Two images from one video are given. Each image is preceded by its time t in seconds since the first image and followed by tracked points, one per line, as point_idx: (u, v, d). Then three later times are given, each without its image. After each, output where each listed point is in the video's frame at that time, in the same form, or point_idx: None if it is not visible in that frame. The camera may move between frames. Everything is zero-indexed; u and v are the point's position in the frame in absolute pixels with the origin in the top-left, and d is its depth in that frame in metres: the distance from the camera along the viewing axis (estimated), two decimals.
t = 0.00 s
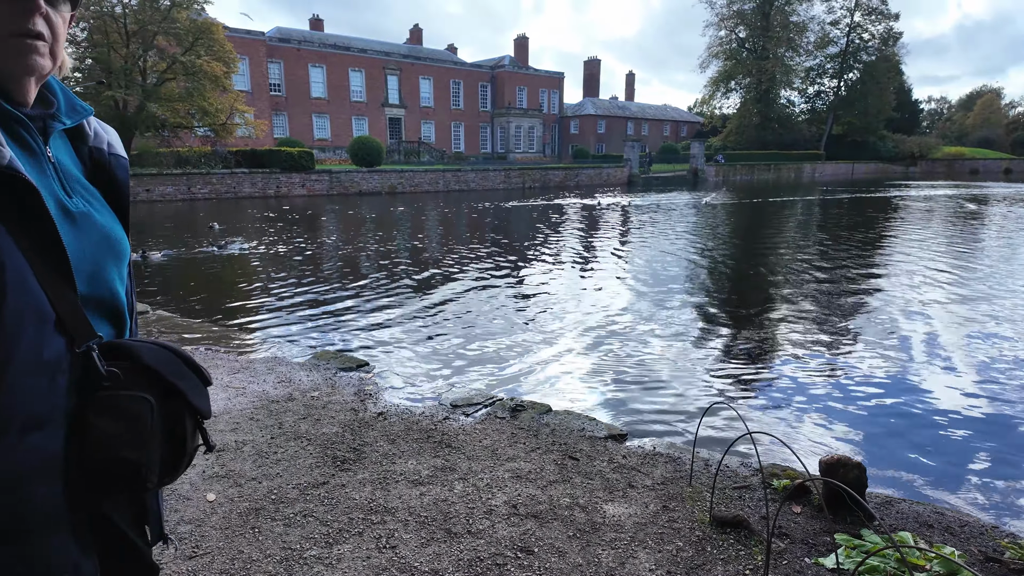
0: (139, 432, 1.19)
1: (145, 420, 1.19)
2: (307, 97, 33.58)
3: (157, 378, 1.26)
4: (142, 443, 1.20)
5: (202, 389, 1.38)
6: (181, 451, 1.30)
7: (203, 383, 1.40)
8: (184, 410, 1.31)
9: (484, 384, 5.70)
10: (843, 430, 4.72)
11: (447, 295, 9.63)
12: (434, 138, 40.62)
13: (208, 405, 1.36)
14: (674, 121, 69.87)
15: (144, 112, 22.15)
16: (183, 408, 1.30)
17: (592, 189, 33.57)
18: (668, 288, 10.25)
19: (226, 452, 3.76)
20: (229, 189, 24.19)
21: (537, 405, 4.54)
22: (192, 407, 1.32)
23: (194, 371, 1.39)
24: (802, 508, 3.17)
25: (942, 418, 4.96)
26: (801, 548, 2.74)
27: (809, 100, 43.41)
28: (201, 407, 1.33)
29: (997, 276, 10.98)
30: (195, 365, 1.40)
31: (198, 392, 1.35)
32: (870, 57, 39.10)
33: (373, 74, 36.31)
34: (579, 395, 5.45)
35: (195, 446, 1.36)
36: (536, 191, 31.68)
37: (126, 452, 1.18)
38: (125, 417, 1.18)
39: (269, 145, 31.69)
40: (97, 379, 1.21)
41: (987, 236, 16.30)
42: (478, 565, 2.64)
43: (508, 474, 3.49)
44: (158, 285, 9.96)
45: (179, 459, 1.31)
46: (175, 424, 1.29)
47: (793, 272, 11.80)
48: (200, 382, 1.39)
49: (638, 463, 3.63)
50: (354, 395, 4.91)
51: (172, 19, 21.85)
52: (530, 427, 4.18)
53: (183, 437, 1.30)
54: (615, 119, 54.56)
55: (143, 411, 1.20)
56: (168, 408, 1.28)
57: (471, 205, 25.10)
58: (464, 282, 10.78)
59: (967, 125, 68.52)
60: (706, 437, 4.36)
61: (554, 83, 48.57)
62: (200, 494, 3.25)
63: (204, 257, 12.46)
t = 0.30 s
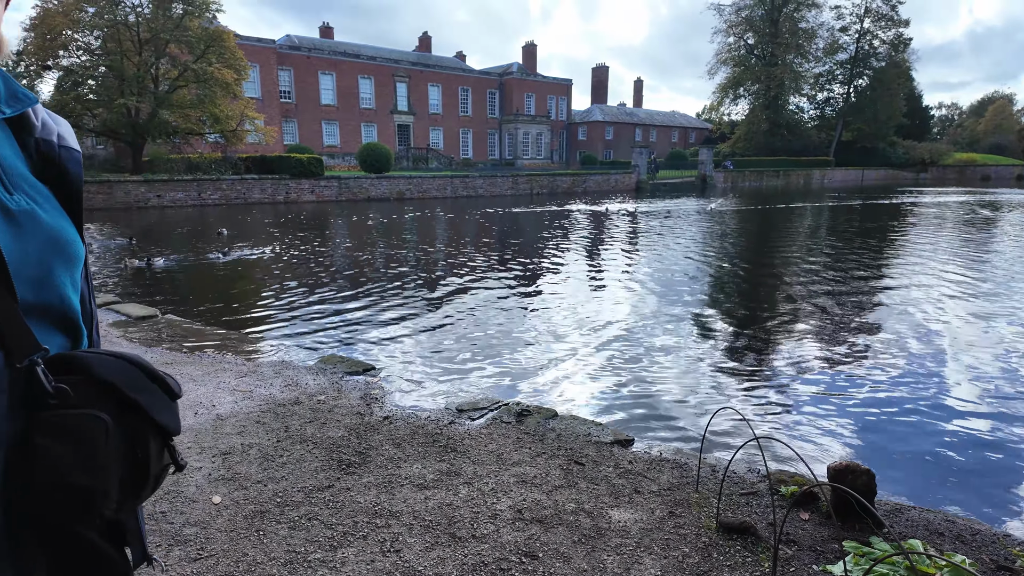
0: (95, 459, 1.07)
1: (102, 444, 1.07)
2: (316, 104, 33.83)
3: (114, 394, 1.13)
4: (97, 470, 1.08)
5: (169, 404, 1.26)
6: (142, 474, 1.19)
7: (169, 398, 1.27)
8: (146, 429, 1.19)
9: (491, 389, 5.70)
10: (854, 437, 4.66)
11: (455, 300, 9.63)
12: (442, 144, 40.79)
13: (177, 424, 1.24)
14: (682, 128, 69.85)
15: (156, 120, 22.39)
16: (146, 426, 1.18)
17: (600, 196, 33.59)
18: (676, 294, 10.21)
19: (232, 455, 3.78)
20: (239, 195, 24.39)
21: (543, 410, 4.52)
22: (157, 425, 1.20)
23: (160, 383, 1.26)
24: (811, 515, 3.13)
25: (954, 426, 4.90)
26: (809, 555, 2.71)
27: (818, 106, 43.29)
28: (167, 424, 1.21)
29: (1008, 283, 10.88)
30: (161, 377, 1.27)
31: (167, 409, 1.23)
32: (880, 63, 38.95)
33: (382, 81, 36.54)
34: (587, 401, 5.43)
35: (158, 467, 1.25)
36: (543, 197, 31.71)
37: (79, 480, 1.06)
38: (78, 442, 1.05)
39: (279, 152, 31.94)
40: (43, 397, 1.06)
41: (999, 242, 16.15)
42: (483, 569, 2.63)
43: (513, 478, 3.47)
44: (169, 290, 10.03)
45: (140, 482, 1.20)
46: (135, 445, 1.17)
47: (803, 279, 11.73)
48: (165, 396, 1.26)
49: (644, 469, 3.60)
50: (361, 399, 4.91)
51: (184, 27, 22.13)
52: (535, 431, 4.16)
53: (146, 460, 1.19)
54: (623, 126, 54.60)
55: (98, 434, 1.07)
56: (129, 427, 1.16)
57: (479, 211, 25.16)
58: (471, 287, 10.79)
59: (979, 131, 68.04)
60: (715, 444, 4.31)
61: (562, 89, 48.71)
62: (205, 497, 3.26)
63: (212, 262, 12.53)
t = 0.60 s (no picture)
0: (59, 463, 1.20)
1: (66, 446, 1.20)
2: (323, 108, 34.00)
3: (80, 398, 1.23)
4: (66, 472, 1.22)
5: (135, 407, 1.36)
6: (112, 476, 1.30)
7: (134, 400, 1.37)
8: (114, 431, 1.30)
9: (496, 392, 5.68)
10: (860, 442, 4.62)
11: (460, 304, 9.63)
12: (448, 148, 40.91)
13: (144, 426, 1.35)
14: (688, 132, 69.84)
15: (164, 124, 22.55)
16: (113, 430, 1.29)
17: (605, 200, 33.56)
18: (681, 298, 10.18)
19: (236, 457, 3.78)
20: (245, 199, 24.50)
21: (548, 413, 4.50)
22: (123, 427, 1.31)
23: (126, 386, 1.36)
24: (816, 520, 3.09)
25: (961, 431, 4.86)
26: (815, 561, 2.68)
27: (824, 110, 43.19)
28: (134, 426, 1.32)
29: (1014, 288, 10.82)
30: (127, 379, 1.37)
31: (133, 414, 1.34)
32: (886, 68, 38.90)
33: (388, 86, 36.70)
34: (592, 404, 5.41)
35: (128, 470, 1.36)
36: (549, 201, 31.77)
37: (48, 481, 1.20)
38: (44, 444, 1.18)
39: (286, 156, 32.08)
40: (7, 406, 1.16)
41: (1007, 247, 16.04)
42: (484, 573, 2.62)
43: (517, 482, 3.45)
44: (177, 293, 10.07)
45: (111, 483, 1.31)
46: (103, 448, 1.28)
47: (809, 283, 11.68)
48: (131, 398, 1.35)
49: (648, 473, 3.57)
50: (365, 401, 4.91)
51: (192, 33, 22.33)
52: (540, 435, 4.14)
53: (115, 464, 1.30)
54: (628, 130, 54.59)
55: (64, 439, 1.19)
56: (98, 430, 1.28)
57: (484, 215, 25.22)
58: (477, 291, 10.79)
59: (986, 136, 67.86)
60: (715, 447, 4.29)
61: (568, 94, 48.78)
62: (209, 499, 3.26)
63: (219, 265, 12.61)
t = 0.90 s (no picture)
0: None
1: None
2: (327, 110, 34.07)
3: None
4: None
5: (38, 428, 1.48)
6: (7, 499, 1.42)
7: (38, 421, 1.49)
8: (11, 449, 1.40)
9: (498, 394, 5.64)
10: (865, 447, 4.55)
11: (463, 306, 9.60)
12: (452, 150, 40.94)
13: (44, 446, 1.45)
14: (692, 133, 69.76)
15: (170, 125, 22.62)
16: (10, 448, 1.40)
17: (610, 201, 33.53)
18: (684, 300, 10.15)
19: (234, 459, 3.74)
20: (250, 200, 24.56)
21: (550, 416, 4.44)
22: (19, 444, 1.41)
23: (31, 407, 1.49)
24: (822, 526, 3.03)
25: (968, 435, 4.79)
26: (821, 569, 2.63)
27: (829, 111, 43.06)
28: (29, 445, 1.42)
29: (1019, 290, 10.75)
30: (33, 401, 1.49)
31: (29, 434, 1.45)
32: (892, 69, 38.75)
33: (392, 89, 36.79)
34: (593, 406, 5.38)
35: (22, 493, 1.45)
36: (553, 203, 31.77)
37: None
38: None
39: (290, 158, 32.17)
40: None
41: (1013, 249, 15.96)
42: None
43: (517, 487, 3.40)
44: (181, 294, 10.07)
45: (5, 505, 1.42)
46: None
47: (812, 285, 11.64)
48: (34, 419, 1.48)
49: (650, 478, 3.52)
50: (365, 403, 4.87)
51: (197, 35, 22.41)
52: (541, 438, 4.09)
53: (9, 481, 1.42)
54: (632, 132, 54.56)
55: None
56: None
57: (488, 217, 25.23)
58: (479, 293, 10.77)
59: (992, 138, 67.64)
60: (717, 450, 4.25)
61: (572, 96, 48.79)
62: (205, 502, 3.22)
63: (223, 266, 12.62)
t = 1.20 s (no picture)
0: None
1: None
2: (330, 111, 34.12)
3: None
4: None
5: None
6: None
7: None
8: None
9: (498, 396, 5.61)
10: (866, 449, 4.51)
11: (465, 307, 9.58)
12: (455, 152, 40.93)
13: None
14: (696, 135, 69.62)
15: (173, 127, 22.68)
16: None
17: (613, 202, 33.46)
18: (687, 301, 10.10)
19: (232, 461, 3.71)
20: (254, 202, 24.58)
21: (551, 417, 4.39)
22: None
23: None
24: (826, 528, 2.96)
25: (969, 437, 4.74)
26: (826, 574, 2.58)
27: (833, 113, 42.93)
28: None
29: None
30: None
31: None
32: (896, 70, 38.57)
33: (396, 90, 36.84)
34: (595, 407, 5.34)
35: None
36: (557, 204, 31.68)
37: None
38: None
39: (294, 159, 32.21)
40: None
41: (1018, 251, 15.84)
42: None
43: (517, 489, 3.37)
44: (183, 295, 10.08)
45: None
46: None
47: (815, 286, 11.58)
48: None
49: (653, 480, 3.47)
50: (365, 404, 4.84)
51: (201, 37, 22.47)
52: (542, 439, 4.04)
53: None
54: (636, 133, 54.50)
55: None
56: None
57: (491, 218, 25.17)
58: (481, 294, 10.74)
59: (999, 139, 67.18)
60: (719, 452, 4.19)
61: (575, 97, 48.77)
62: (202, 504, 3.19)
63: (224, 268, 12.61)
